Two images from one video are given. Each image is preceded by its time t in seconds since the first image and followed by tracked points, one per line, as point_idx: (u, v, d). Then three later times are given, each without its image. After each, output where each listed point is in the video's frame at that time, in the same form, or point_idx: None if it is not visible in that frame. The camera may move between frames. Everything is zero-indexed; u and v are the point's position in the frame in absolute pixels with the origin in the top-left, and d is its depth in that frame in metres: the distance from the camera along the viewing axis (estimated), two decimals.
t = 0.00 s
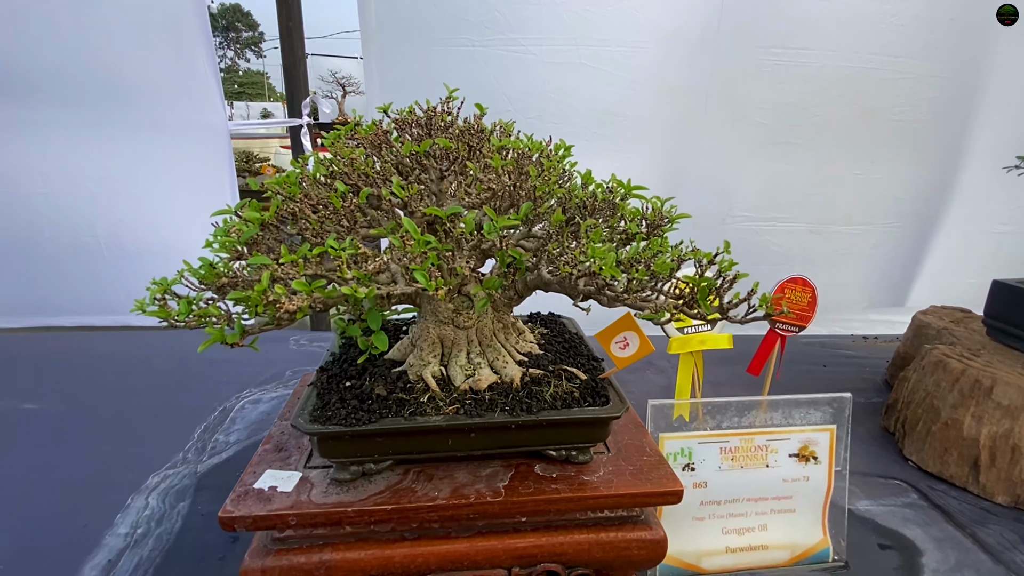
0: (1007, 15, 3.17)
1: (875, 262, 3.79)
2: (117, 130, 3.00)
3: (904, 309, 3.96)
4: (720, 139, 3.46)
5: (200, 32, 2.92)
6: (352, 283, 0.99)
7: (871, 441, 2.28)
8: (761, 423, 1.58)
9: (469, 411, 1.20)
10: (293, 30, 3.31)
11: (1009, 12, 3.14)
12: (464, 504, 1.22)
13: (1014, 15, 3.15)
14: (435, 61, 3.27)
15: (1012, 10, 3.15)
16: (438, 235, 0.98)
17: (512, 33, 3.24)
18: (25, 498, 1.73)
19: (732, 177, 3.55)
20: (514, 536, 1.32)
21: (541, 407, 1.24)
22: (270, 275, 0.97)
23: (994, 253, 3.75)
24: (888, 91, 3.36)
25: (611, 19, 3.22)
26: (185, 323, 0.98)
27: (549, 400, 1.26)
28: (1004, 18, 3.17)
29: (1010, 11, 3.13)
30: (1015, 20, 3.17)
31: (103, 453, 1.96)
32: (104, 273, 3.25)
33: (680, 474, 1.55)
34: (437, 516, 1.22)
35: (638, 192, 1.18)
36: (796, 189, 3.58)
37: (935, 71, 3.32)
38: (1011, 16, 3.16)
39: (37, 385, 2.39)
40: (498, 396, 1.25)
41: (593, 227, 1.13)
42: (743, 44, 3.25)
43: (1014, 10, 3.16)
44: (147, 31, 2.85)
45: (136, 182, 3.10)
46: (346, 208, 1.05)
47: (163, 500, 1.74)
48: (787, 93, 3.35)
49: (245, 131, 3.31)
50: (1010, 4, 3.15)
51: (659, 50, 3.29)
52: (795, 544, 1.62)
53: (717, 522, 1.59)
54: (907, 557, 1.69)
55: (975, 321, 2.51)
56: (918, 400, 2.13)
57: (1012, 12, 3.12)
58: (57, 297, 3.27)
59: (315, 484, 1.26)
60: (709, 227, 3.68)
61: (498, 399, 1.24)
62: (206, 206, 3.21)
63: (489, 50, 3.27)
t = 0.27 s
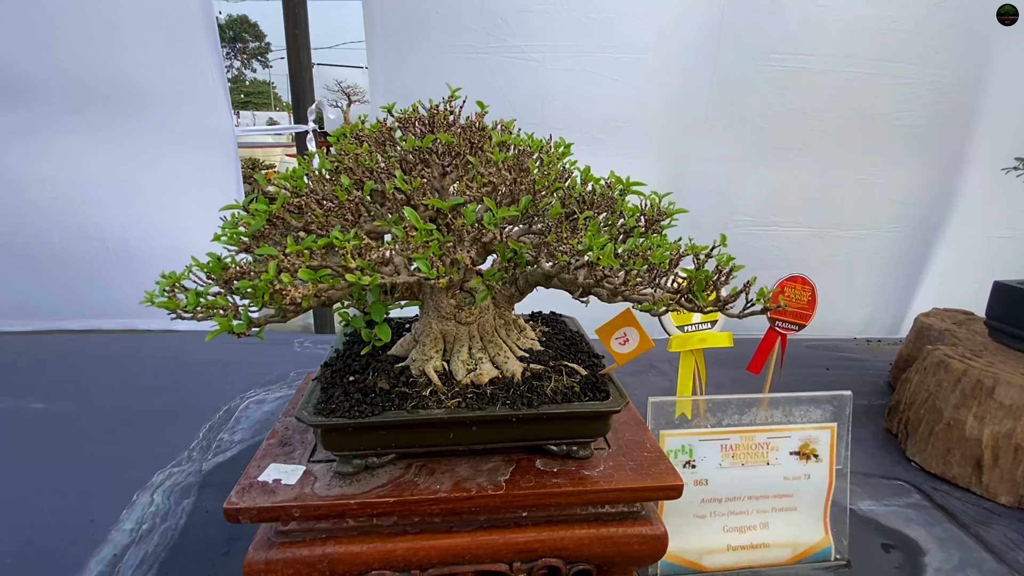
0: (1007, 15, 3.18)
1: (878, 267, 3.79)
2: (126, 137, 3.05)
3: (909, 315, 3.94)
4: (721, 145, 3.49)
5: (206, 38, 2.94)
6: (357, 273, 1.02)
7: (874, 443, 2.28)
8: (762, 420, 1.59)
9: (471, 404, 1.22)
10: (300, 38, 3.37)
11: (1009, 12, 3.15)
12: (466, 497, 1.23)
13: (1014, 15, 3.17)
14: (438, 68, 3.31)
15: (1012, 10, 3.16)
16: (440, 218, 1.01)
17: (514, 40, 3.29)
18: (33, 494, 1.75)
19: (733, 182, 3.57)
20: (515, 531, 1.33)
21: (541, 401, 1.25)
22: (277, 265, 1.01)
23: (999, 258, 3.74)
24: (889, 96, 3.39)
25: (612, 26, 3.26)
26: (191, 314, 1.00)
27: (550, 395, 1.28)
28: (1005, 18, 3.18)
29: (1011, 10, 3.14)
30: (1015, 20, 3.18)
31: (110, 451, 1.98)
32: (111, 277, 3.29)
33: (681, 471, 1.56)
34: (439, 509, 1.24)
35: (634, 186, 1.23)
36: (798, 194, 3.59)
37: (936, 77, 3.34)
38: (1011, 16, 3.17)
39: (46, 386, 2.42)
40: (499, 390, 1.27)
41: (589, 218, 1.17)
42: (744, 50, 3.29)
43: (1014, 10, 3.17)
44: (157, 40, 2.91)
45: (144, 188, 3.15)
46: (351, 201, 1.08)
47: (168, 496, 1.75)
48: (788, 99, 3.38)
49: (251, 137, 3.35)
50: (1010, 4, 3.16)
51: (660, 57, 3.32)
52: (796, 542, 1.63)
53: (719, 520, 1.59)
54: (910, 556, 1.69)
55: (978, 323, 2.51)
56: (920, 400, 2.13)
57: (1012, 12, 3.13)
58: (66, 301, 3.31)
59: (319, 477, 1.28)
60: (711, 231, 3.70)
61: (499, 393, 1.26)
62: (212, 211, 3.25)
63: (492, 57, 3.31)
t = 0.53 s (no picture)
0: (1007, 14, 3.17)
1: (881, 271, 3.78)
2: (134, 142, 3.10)
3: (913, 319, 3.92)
4: (722, 149, 3.51)
5: (216, 49, 3.02)
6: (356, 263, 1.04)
7: (875, 444, 2.27)
8: (760, 417, 1.60)
9: (469, 397, 1.24)
10: (305, 44, 3.42)
11: (1009, 11, 3.14)
12: (464, 490, 1.24)
13: (1014, 15, 3.16)
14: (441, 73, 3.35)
15: (1012, 10, 3.15)
16: (438, 203, 1.03)
17: (515, 45, 3.33)
18: (37, 489, 1.77)
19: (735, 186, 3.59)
20: (513, 525, 1.34)
21: (539, 395, 1.26)
22: (278, 255, 1.03)
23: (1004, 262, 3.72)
24: (889, 101, 3.40)
25: (613, 32, 3.30)
26: (194, 305, 1.02)
27: (547, 388, 1.29)
28: (1005, 18, 3.17)
29: (1010, 10, 3.13)
30: (1014, 21, 3.16)
31: (114, 448, 2.00)
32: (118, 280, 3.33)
33: (680, 469, 1.56)
34: (437, 502, 1.24)
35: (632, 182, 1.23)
36: (800, 198, 3.60)
37: (936, 81, 3.35)
38: (1012, 16, 3.16)
39: (52, 386, 2.44)
40: (497, 384, 1.28)
41: (585, 212, 1.18)
42: (744, 56, 3.31)
43: (1014, 10, 3.15)
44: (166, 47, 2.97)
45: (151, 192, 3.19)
46: (350, 193, 1.10)
47: (170, 493, 1.77)
48: (788, 103, 3.40)
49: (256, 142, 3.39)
50: (1010, 4, 3.15)
51: (661, 62, 3.35)
52: (796, 541, 1.62)
53: (718, 518, 1.59)
54: (910, 556, 1.68)
55: (980, 324, 2.50)
56: (921, 401, 2.13)
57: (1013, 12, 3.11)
58: (73, 305, 3.34)
59: (318, 470, 1.29)
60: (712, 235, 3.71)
61: (497, 387, 1.27)
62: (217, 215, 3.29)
63: (494, 62, 3.35)
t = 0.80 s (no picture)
0: (1007, 14, 3.18)
1: (882, 273, 3.78)
2: (140, 145, 3.14)
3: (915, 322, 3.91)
4: (723, 152, 3.52)
5: (219, 49, 3.04)
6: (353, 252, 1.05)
7: (876, 445, 2.27)
8: (758, 414, 1.60)
9: (466, 390, 1.25)
10: (309, 49, 3.46)
11: (1009, 12, 3.15)
12: (460, 482, 1.25)
13: (1014, 15, 3.17)
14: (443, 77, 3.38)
15: (1012, 10, 3.17)
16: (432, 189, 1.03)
17: (517, 50, 3.36)
18: (39, 485, 1.78)
19: (735, 189, 3.59)
20: (510, 519, 1.34)
21: (535, 388, 1.28)
22: (277, 244, 1.04)
23: (1006, 265, 3.71)
24: (889, 104, 3.42)
25: (614, 36, 3.33)
26: (194, 294, 1.04)
27: (543, 382, 1.30)
28: (1005, 18, 3.18)
29: (1010, 10, 3.15)
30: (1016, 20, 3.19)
31: (116, 446, 2.01)
32: (122, 282, 3.35)
33: (677, 465, 1.56)
34: (434, 494, 1.25)
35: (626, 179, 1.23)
36: (800, 201, 3.61)
37: (935, 85, 3.37)
38: (1011, 16, 3.17)
39: (56, 386, 2.46)
40: (494, 377, 1.29)
41: (580, 203, 1.18)
42: (744, 59, 3.33)
43: (1014, 10, 3.17)
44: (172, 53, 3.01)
45: (155, 195, 3.22)
46: (348, 184, 1.11)
47: (171, 489, 1.78)
48: (788, 107, 3.42)
49: (260, 145, 3.42)
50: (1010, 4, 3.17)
51: (662, 66, 3.38)
52: (794, 539, 1.62)
53: (716, 515, 1.59)
54: (910, 555, 1.68)
55: (981, 325, 2.50)
56: (921, 401, 2.12)
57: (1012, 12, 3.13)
58: (78, 307, 3.37)
59: (316, 463, 1.30)
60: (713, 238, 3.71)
61: (494, 380, 1.28)
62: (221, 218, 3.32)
63: (496, 66, 3.38)
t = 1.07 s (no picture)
0: (1007, 15, 3.18)
1: (885, 276, 3.77)
2: (146, 149, 3.18)
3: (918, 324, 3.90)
4: (724, 154, 3.53)
5: (226, 53, 3.09)
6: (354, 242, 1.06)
7: (878, 445, 2.26)
8: (758, 411, 1.60)
9: (466, 382, 1.26)
10: (313, 52, 3.50)
11: (1009, 12, 3.16)
12: (460, 475, 1.26)
13: (1014, 15, 3.17)
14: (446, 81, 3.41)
15: (1012, 10, 3.17)
16: (431, 178, 1.04)
17: (519, 54, 3.40)
18: (43, 480, 1.79)
19: (737, 191, 3.60)
20: (510, 513, 1.34)
21: (535, 381, 1.28)
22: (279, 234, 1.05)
23: (1010, 267, 3.69)
24: (889, 106, 3.43)
25: (615, 40, 3.36)
26: (198, 284, 1.05)
27: (543, 376, 1.31)
28: (1005, 18, 3.18)
29: (1010, 10, 3.15)
30: (1015, 21, 3.18)
31: (119, 442, 2.03)
32: (128, 284, 3.38)
33: (677, 461, 1.56)
34: (434, 486, 1.26)
35: (624, 173, 1.23)
36: (802, 203, 3.61)
37: (936, 88, 3.38)
38: (1012, 16, 3.18)
39: (61, 385, 2.48)
40: (494, 370, 1.30)
41: (579, 195, 1.19)
42: (745, 62, 3.35)
43: (1014, 11, 3.17)
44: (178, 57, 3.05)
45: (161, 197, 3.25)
46: (350, 175, 1.12)
47: (173, 485, 1.79)
48: (789, 110, 3.43)
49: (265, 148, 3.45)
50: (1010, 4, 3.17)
51: (663, 69, 3.40)
52: (795, 536, 1.61)
53: (716, 511, 1.59)
54: (912, 553, 1.67)
55: (983, 326, 2.49)
56: (923, 400, 2.11)
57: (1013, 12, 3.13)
58: (84, 308, 3.39)
59: (317, 455, 1.31)
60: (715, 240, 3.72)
61: (494, 373, 1.29)
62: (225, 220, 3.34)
63: (498, 70, 3.41)
